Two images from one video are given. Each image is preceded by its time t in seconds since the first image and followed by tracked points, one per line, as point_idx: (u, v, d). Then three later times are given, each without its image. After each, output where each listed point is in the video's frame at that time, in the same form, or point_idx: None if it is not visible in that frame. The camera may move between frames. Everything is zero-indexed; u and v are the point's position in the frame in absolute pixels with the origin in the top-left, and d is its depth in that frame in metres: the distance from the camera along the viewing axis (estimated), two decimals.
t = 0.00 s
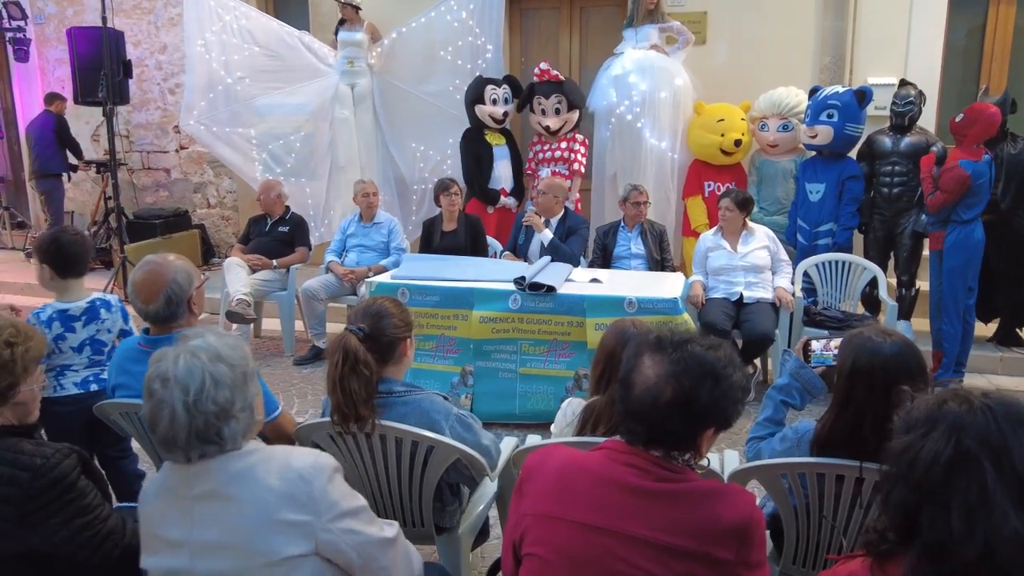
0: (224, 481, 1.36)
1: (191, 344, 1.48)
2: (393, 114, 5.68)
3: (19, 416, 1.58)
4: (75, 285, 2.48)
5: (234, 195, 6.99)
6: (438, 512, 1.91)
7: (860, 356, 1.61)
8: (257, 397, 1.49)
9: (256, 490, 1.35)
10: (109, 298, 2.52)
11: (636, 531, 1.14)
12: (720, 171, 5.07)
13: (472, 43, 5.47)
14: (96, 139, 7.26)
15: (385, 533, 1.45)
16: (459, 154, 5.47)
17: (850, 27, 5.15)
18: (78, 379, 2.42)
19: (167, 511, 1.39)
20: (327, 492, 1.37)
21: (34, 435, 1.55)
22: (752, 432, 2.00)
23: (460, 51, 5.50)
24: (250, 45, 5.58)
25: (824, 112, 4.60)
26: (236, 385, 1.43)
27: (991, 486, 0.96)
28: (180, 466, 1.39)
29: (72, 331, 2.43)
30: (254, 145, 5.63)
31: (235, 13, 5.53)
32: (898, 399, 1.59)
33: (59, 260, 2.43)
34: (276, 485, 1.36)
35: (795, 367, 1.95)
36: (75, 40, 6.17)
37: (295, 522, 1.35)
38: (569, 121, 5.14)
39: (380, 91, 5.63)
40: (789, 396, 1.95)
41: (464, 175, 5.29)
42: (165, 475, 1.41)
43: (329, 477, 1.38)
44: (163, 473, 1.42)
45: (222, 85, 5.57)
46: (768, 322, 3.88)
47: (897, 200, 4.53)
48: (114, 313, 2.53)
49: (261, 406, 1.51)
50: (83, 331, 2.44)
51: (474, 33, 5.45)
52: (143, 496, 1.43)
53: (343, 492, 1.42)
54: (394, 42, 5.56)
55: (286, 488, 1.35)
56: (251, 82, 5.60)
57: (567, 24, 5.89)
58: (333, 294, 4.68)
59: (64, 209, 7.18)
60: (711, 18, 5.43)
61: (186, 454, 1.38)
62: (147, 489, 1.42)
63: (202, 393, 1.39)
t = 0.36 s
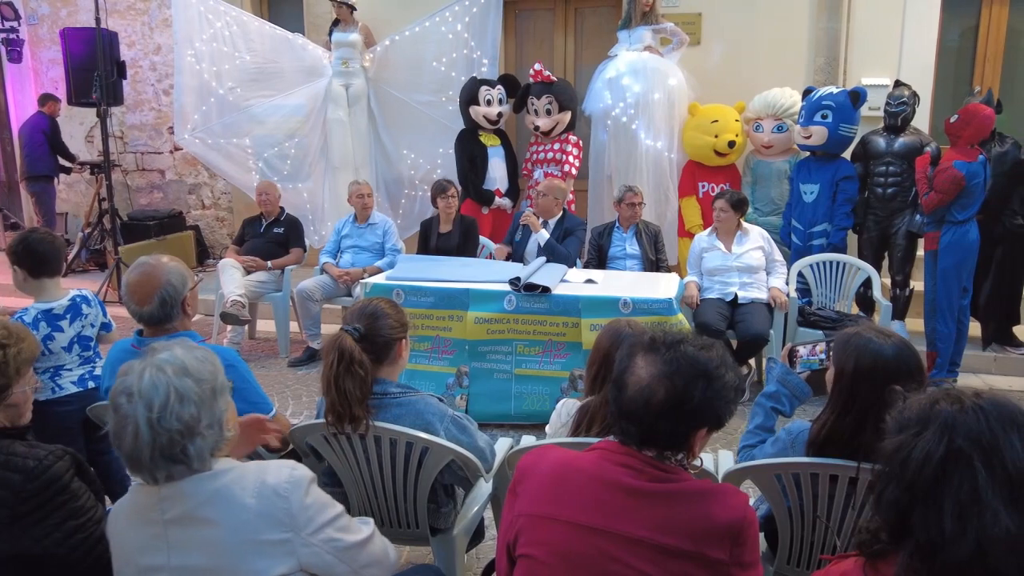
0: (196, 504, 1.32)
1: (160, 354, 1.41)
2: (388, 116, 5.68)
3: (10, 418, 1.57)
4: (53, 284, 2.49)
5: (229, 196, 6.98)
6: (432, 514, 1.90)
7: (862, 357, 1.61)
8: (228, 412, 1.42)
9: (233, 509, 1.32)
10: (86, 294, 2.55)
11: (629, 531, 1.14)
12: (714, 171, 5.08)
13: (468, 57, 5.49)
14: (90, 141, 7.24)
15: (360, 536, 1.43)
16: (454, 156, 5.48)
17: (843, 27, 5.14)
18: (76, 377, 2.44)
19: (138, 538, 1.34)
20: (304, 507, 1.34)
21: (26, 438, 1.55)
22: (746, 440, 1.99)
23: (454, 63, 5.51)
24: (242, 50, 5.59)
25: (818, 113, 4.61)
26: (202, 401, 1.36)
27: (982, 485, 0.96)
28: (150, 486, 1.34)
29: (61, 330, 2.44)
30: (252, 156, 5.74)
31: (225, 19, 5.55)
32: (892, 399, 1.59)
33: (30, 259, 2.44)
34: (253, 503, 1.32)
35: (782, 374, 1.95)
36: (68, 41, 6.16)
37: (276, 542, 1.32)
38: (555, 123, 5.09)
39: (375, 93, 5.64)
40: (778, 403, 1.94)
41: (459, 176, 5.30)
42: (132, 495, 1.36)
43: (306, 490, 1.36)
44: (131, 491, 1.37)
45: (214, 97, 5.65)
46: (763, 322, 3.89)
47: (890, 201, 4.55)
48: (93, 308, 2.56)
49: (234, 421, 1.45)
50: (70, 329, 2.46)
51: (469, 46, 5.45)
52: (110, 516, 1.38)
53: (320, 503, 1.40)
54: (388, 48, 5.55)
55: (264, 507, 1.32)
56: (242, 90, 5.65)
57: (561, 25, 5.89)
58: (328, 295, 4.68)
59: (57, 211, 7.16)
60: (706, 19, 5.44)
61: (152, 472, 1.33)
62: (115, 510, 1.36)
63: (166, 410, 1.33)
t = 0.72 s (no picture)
0: (189, 510, 1.31)
1: (156, 353, 1.40)
2: (383, 116, 5.68)
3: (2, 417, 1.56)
4: (58, 279, 2.55)
5: (224, 197, 6.96)
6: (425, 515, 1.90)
7: (847, 355, 1.62)
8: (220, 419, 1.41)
9: (225, 518, 1.31)
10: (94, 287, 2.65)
11: (623, 531, 1.14)
12: (708, 172, 5.14)
13: (461, 50, 5.48)
14: (84, 141, 7.23)
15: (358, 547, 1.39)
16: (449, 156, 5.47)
17: (838, 27, 5.16)
18: (85, 368, 2.57)
19: (129, 540, 1.34)
20: (297, 516, 1.32)
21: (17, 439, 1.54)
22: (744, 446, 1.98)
23: (448, 59, 5.50)
24: (238, 48, 5.59)
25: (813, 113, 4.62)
26: (189, 409, 1.35)
27: (971, 482, 0.96)
28: (137, 490, 1.34)
29: (72, 321, 2.54)
30: (253, 155, 5.72)
31: (221, 19, 5.56)
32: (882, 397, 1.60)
33: (39, 255, 2.50)
34: (243, 513, 1.31)
35: (776, 383, 1.99)
36: (62, 41, 6.14)
37: (268, 552, 1.31)
38: (558, 123, 5.11)
39: (370, 94, 5.64)
40: (773, 412, 1.98)
41: (454, 176, 5.29)
42: (120, 497, 1.36)
43: (298, 501, 1.33)
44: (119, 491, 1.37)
45: (216, 96, 5.64)
46: (757, 322, 3.89)
47: (884, 201, 4.58)
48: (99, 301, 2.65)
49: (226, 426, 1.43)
50: (81, 321, 2.56)
51: (462, 38, 5.44)
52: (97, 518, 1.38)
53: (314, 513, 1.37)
54: (381, 46, 5.55)
55: (256, 516, 1.31)
56: (243, 86, 5.64)
57: (557, 25, 5.89)
58: (323, 296, 4.66)
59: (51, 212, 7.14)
60: (700, 20, 5.44)
61: (138, 474, 1.33)
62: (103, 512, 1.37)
63: (151, 416, 1.32)
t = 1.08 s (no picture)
0: (203, 514, 1.26)
1: (208, 355, 1.36)
2: (377, 114, 5.67)
3: None
4: (52, 276, 2.55)
5: (217, 197, 6.94)
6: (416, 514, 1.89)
7: (830, 352, 1.62)
8: (252, 438, 1.36)
9: (237, 528, 1.25)
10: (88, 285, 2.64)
11: (611, 528, 1.14)
12: (702, 171, 5.11)
13: (453, 35, 5.47)
14: (76, 142, 7.20)
15: (376, 562, 1.34)
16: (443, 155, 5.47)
17: (830, 27, 5.19)
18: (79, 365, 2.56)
19: (129, 535, 1.28)
20: (312, 531, 1.27)
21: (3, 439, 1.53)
22: (734, 441, 1.99)
23: (440, 43, 5.49)
24: (232, 46, 5.56)
25: (805, 112, 4.63)
26: (221, 425, 1.29)
27: (954, 479, 0.97)
28: (150, 487, 1.30)
29: (66, 317, 2.53)
30: (239, 146, 5.67)
31: (215, 20, 5.53)
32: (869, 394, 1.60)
33: (39, 251, 2.50)
34: (258, 523, 1.25)
35: (764, 380, 1.99)
36: (54, 40, 6.12)
37: (278, 567, 1.24)
38: (556, 125, 5.09)
39: (363, 93, 5.63)
40: (763, 408, 1.99)
41: (447, 175, 5.29)
42: (130, 487, 1.31)
43: (316, 518, 1.28)
44: (135, 479, 1.33)
45: (206, 85, 5.56)
46: (749, 322, 3.89)
47: (876, 200, 4.59)
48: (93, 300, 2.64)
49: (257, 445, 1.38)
50: (74, 317, 2.55)
51: (455, 24, 5.44)
52: (104, 502, 1.34)
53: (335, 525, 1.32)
54: (374, 43, 5.56)
55: (269, 526, 1.25)
56: (235, 82, 5.60)
57: (550, 25, 5.90)
58: (315, 296, 4.66)
59: (43, 213, 7.11)
60: (693, 20, 5.46)
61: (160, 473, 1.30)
62: (112, 495, 1.33)
63: (182, 422, 1.28)
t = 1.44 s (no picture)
0: (237, 520, 1.23)
1: (259, 360, 1.31)
2: (369, 113, 5.65)
3: None
4: (30, 277, 2.53)
5: (209, 197, 6.91)
6: (406, 514, 1.89)
7: (818, 349, 1.62)
8: (293, 452, 1.32)
9: (268, 537, 1.22)
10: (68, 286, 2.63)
11: (598, 527, 1.14)
12: (695, 171, 5.12)
13: (446, 33, 5.46)
14: (66, 141, 7.16)
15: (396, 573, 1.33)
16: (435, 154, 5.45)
17: (822, 26, 5.18)
18: (62, 364, 2.57)
19: (156, 533, 1.25)
20: (340, 549, 1.25)
21: None
22: (723, 440, 1.99)
23: (434, 41, 5.48)
24: (224, 45, 5.55)
25: (797, 112, 4.64)
26: (267, 437, 1.26)
27: (937, 476, 0.97)
28: (182, 488, 1.26)
29: (46, 319, 2.53)
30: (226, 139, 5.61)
31: (210, 21, 5.51)
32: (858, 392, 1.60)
33: (13, 251, 2.48)
34: (289, 535, 1.23)
35: (755, 378, 1.98)
36: (45, 40, 6.09)
37: None
38: (552, 125, 5.09)
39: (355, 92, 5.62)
40: (753, 406, 1.99)
41: (439, 175, 5.28)
42: (161, 484, 1.28)
43: (345, 533, 1.26)
44: (166, 475, 1.30)
45: (197, 83, 5.52)
46: (741, 321, 3.89)
47: (867, 199, 4.60)
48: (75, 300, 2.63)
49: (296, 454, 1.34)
50: (54, 318, 2.55)
51: (447, 22, 5.44)
52: (127, 489, 1.31)
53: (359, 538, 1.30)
54: (366, 42, 5.56)
55: (300, 539, 1.23)
56: (227, 80, 5.57)
57: (542, 25, 5.90)
58: (306, 296, 4.64)
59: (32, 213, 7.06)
60: (685, 20, 5.46)
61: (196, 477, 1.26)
62: (140, 489, 1.29)
63: (228, 431, 1.23)
